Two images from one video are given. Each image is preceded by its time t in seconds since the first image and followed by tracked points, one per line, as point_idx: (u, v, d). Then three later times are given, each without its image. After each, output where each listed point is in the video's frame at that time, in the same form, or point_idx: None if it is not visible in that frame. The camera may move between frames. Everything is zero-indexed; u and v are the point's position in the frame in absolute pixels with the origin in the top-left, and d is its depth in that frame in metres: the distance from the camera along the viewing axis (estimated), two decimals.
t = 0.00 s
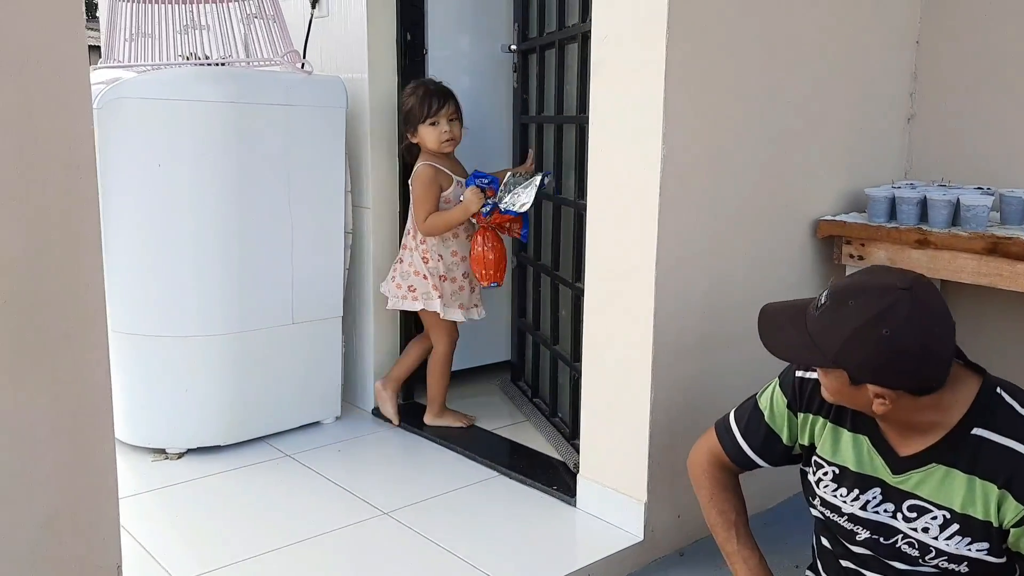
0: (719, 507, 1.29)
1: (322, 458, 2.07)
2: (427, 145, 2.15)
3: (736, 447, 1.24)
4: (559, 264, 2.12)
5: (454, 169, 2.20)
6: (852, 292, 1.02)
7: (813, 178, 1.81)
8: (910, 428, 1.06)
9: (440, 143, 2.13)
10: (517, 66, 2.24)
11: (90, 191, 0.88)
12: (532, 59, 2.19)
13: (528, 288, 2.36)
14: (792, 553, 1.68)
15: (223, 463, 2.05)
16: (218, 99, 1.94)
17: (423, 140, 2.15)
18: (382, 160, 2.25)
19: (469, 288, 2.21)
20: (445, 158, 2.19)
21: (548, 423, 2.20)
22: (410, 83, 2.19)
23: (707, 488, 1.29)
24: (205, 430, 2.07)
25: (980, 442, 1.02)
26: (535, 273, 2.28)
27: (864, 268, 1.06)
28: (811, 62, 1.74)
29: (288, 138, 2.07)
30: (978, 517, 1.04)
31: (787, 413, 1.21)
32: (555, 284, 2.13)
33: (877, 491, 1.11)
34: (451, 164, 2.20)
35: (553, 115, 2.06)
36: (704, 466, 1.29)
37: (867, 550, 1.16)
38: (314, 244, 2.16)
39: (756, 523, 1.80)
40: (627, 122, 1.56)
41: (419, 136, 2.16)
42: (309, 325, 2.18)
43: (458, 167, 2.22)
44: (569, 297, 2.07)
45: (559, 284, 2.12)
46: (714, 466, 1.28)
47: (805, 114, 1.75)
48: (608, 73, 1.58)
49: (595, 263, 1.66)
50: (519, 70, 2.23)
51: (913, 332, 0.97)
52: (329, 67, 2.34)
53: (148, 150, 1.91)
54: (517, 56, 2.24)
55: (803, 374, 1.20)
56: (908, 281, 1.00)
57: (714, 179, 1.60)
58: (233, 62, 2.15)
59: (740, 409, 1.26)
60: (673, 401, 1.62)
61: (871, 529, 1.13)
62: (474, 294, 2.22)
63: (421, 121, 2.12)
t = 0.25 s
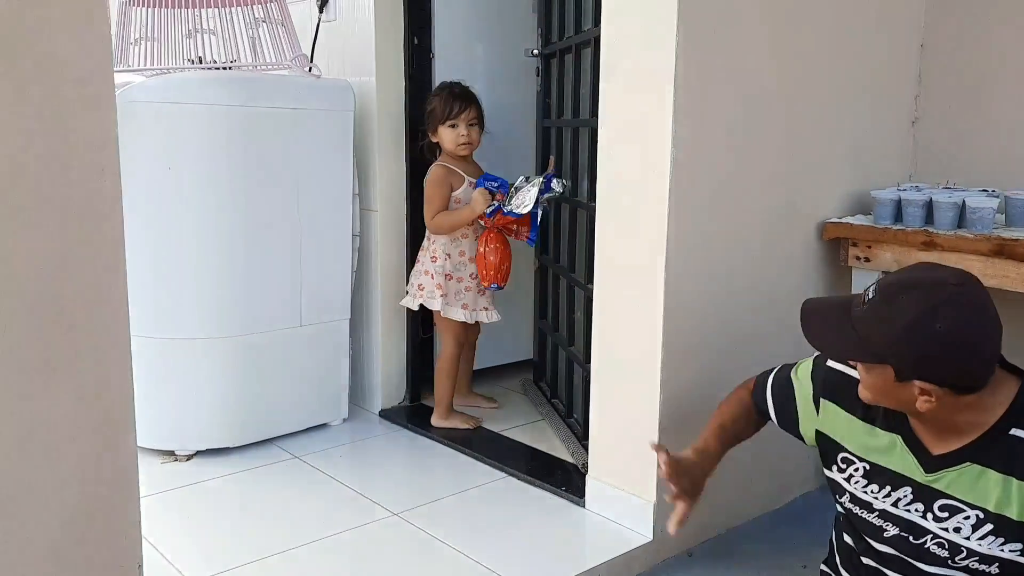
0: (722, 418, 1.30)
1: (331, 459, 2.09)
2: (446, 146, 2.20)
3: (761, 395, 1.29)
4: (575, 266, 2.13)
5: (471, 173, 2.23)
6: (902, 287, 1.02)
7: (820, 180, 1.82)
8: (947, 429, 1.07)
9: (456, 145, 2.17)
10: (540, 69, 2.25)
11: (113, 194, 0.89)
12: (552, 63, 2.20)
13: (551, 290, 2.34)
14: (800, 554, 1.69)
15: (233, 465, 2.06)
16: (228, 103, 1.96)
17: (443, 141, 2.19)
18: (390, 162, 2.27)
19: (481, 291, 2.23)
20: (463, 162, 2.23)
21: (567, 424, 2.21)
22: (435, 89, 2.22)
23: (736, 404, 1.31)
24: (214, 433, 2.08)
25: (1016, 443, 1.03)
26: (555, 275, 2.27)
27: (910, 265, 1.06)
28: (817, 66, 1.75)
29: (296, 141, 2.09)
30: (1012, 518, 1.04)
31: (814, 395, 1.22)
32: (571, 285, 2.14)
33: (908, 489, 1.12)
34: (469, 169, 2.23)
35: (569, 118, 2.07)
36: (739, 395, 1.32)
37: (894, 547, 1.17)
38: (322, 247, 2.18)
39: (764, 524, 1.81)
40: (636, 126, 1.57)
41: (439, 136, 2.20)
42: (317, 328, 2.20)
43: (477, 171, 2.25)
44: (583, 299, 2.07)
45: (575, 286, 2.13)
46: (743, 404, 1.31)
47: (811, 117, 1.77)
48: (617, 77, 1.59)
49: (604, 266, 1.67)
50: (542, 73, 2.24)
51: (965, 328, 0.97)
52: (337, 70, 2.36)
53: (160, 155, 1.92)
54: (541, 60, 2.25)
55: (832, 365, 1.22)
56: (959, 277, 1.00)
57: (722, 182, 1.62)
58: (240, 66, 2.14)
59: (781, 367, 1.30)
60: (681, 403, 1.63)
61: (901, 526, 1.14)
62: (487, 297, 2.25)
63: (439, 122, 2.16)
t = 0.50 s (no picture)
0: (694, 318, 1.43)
1: (333, 461, 2.09)
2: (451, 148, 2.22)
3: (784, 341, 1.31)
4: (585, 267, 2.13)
5: (479, 174, 2.24)
6: (950, 279, 1.00)
7: (820, 183, 1.83)
8: (977, 427, 1.06)
9: (459, 147, 2.19)
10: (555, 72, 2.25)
11: (124, 196, 0.90)
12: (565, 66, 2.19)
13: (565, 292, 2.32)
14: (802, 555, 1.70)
15: (236, 467, 2.07)
16: (233, 106, 1.97)
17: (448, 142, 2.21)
18: (392, 163, 2.28)
19: (486, 288, 2.24)
20: (470, 164, 2.24)
21: (575, 425, 2.21)
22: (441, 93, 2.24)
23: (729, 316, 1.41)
24: (216, 434, 2.08)
25: None
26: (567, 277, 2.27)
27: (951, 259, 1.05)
28: (818, 70, 1.76)
29: (300, 144, 2.10)
30: None
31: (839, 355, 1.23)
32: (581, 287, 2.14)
33: (927, 479, 1.11)
34: (477, 170, 2.25)
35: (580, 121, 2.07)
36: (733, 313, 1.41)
37: (907, 531, 1.17)
38: (325, 249, 2.19)
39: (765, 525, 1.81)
40: (639, 129, 1.58)
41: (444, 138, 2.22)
42: (320, 329, 2.20)
43: (484, 172, 2.26)
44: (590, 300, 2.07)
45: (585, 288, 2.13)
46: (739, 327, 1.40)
47: (812, 120, 1.78)
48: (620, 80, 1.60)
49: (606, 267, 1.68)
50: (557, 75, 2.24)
51: (1015, 322, 0.97)
52: (339, 73, 2.37)
53: (164, 157, 1.93)
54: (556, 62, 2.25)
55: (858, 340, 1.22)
56: (1005, 272, 1.00)
57: (724, 184, 1.62)
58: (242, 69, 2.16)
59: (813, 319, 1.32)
60: (683, 403, 1.64)
61: (916, 513, 1.14)
62: (494, 294, 2.25)
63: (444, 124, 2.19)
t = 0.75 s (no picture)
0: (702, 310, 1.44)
1: (331, 466, 2.09)
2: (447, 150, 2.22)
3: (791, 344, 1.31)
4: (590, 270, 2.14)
5: (476, 177, 2.24)
6: (974, 276, 1.01)
7: (818, 187, 1.84)
8: (992, 431, 1.07)
9: (456, 150, 2.19)
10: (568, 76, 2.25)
11: (124, 198, 0.90)
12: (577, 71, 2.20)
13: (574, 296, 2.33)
14: (800, 559, 1.70)
15: (233, 472, 2.06)
16: (232, 110, 1.97)
17: (444, 145, 2.22)
18: (390, 166, 2.28)
19: (474, 290, 2.24)
20: (468, 168, 2.24)
21: (580, 428, 2.22)
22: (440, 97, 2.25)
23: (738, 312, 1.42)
24: (213, 438, 2.07)
25: None
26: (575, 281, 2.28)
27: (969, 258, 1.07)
28: (815, 75, 1.77)
29: (298, 149, 2.10)
30: None
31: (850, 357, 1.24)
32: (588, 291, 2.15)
33: (938, 485, 1.11)
34: (474, 173, 2.25)
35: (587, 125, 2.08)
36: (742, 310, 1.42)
37: (913, 539, 1.16)
38: (324, 254, 2.19)
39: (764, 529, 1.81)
40: (637, 133, 1.59)
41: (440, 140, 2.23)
42: (318, 334, 2.20)
43: (481, 176, 2.26)
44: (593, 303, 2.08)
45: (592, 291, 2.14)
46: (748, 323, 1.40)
47: (809, 125, 1.78)
48: (618, 85, 1.61)
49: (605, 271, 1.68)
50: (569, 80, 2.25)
51: None
52: (337, 78, 2.37)
53: (163, 160, 1.93)
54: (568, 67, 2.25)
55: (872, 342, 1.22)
56: None
57: (722, 188, 1.63)
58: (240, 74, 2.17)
59: (822, 325, 1.32)
60: (682, 407, 1.64)
61: (925, 520, 1.13)
62: (483, 296, 2.25)
63: (440, 126, 2.19)
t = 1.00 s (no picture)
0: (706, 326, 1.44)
1: (326, 471, 2.08)
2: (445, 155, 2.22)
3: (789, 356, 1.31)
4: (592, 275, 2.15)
5: (475, 182, 2.24)
6: (972, 281, 1.01)
7: (813, 192, 1.84)
8: (988, 436, 1.07)
9: (453, 155, 2.20)
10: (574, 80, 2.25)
11: (120, 203, 0.89)
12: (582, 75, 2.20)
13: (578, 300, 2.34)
14: (796, 564, 1.70)
15: (227, 477, 2.05)
16: (227, 115, 1.97)
17: (442, 150, 2.22)
18: (385, 170, 2.28)
19: (472, 296, 2.24)
20: (466, 172, 2.24)
21: (580, 432, 2.23)
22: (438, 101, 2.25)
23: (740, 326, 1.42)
24: (207, 443, 2.07)
25: None
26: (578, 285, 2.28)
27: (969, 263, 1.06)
28: (811, 80, 1.78)
29: (294, 153, 2.09)
30: None
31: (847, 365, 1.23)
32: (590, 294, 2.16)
33: (932, 491, 1.11)
34: (473, 177, 2.25)
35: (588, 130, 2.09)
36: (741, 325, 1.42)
37: (909, 545, 1.16)
38: (319, 258, 2.18)
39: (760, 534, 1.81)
40: (633, 138, 1.59)
41: (438, 145, 2.23)
42: (314, 338, 2.20)
43: (480, 181, 2.26)
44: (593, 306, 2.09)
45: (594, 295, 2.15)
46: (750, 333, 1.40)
47: (805, 129, 1.79)
48: (614, 90, 1.61)
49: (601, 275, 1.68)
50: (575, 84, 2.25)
51: None
52: (333, 82, 2.37)
53: (157, 165, 1.92)
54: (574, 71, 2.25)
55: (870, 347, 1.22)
56: None
57: (717, 193, 1.63)
58: (235, 78, 2.17)
59: (820, 333, 1.32)
60: (678, 411, 1.64)
61: (920, 527, 1.14)
62: (480, 303, 2.25)
63: (439, 131, 2.19)
